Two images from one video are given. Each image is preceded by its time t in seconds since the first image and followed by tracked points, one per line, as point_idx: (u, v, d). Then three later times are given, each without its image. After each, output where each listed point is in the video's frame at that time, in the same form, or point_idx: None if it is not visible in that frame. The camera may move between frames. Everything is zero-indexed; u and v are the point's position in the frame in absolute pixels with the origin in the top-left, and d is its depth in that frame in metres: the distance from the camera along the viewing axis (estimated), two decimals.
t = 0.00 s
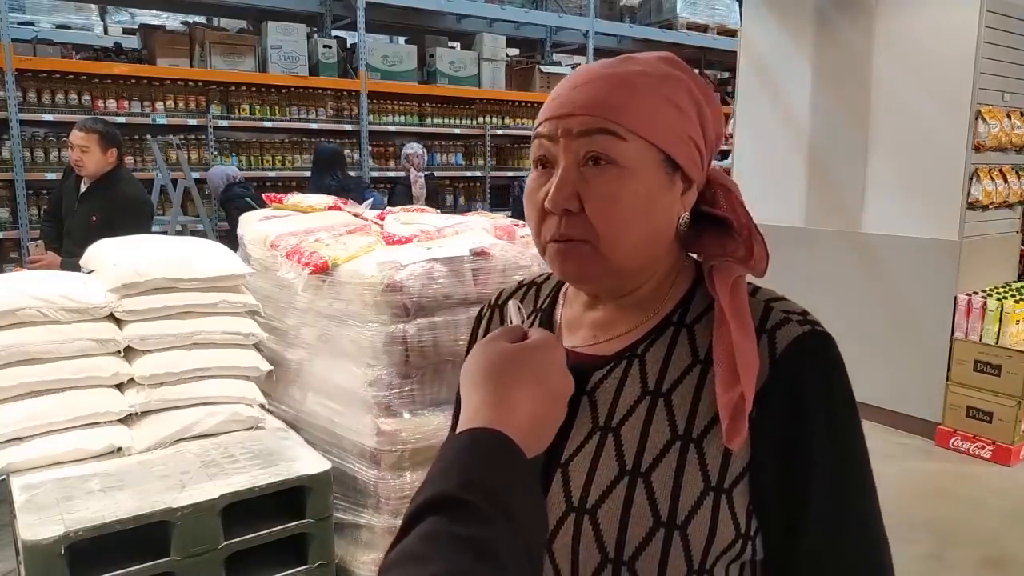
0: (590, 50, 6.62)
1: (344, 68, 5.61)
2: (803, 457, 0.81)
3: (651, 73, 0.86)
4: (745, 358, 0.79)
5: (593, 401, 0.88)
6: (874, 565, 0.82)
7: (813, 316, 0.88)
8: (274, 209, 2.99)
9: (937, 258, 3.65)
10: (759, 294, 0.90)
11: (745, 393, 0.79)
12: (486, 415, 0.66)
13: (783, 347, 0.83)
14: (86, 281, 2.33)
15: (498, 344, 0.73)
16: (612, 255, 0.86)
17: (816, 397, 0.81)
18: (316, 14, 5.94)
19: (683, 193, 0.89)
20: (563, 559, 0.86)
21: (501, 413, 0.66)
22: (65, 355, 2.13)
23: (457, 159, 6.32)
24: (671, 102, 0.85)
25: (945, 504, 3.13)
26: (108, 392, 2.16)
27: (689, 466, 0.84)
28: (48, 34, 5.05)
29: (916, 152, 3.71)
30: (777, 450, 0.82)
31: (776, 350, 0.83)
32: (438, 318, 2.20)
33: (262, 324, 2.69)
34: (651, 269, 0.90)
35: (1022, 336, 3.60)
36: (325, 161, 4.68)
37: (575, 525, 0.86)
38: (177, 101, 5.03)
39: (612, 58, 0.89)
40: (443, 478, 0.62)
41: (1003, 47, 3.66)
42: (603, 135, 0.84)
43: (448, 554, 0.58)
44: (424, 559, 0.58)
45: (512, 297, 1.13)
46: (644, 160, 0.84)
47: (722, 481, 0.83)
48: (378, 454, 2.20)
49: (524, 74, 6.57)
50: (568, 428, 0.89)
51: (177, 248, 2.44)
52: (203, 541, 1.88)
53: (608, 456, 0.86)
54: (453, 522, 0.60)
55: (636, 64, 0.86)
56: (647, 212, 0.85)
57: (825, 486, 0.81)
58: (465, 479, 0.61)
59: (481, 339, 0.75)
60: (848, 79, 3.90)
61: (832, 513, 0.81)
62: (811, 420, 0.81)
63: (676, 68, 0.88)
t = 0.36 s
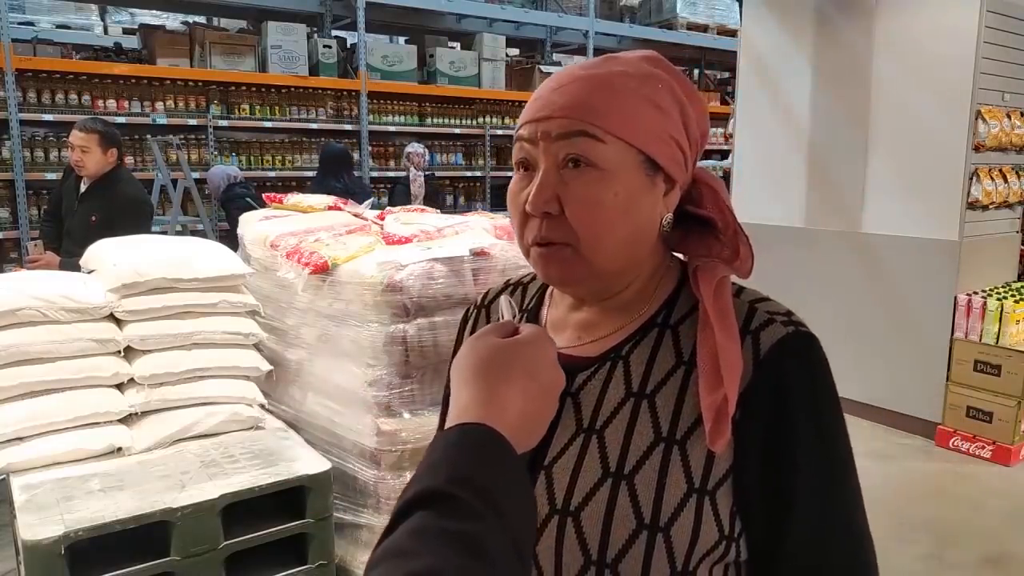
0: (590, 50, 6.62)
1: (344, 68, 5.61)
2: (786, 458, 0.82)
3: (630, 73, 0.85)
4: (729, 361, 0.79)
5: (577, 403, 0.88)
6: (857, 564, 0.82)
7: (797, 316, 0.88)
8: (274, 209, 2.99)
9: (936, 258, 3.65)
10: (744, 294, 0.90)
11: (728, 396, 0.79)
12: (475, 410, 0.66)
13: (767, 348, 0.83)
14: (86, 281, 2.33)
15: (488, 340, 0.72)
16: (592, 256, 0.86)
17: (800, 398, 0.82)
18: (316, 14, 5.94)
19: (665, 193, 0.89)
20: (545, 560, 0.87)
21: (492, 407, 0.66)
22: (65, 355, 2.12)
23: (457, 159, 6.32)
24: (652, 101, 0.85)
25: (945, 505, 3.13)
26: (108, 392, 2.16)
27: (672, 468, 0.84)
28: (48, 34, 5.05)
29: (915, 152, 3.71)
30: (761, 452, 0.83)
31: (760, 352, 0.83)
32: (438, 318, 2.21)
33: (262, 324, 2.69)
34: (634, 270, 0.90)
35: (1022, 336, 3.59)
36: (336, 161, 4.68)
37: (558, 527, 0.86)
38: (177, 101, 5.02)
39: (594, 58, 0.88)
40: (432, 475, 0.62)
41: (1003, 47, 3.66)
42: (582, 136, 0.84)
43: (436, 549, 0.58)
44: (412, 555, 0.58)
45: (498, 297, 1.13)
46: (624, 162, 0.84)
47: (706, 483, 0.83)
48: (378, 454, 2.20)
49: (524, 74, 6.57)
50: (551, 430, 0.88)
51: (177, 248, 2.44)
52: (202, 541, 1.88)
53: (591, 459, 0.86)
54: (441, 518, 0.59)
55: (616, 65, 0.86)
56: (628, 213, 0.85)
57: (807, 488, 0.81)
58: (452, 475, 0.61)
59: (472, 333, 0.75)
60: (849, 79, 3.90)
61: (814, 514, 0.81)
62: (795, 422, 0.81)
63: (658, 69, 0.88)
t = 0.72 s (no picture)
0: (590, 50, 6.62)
1: (344, 68, 5.61)
2: (768, 461, 0.81)
3: (577, 79, 0.82)
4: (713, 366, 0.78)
5: (560, 405, 0.89)
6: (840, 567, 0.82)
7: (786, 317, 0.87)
8: (274, 209, 2.98)
9: (936, 258, 3.65)
10: (732, 294, 0.89)
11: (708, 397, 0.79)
12: (470, 416, 0.66)
13: (751, 350, 0.82)
14: (86, 281, 2.33)
15: (484, 346, 0.73)
16: (536, 266, 0.86)
17: (783, 400, 0.81)
18: (316, 14, 5.94)
19: (618, 201, 0.84)
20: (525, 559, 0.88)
21: (485, 414, 0.67)
22: (65, 355, 2.13)
23: (457, 159, 6.32)
24: (597, 109, 0.81)
25: (946, 505, 3.13)
26: (108, 392, 2.16)
27: (652, 471, 0.84)
28: (48, 34, 5.06)
29: (915, 152, 3.71)
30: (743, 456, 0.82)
31: (744, 354, 0.82)
32: (438, 318, 2.21)
33: (262, 323, 2.69)
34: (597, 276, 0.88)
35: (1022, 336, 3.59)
36: (340, 163, 4.67)
37: (537, 529, 0.87)
38: (177, 101, 5.02)
39: (565, 60, 0.86)
40: (428, 477, 0.62)
41: (1003, 47, 3.66)
42: (520, 146, 0.83)
43: (433, 552, 0.58)
44: (408, 557, 0.58)
45: (496, 294, 1.13)
46: (560, 172, 0.82)
47: (686, 487, 0.84)
48: (378, 454, 2.20)
49: (524, 74, 6.57)
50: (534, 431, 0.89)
51: (177, 248, 2.44)
52: (203, 541, 1.88)
53: (572, 461, 0.87)
54: (438, 521, 0.59)
55: (568, 71, 0.83)
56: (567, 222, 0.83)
57: (789, 491, 0.81)
58: (448, 479, 0.61)
59: (468, 338, 0.75)
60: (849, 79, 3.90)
61: (795, 517, 0.81)
62: (778, 424, 0.81)
63: (622, 70, 0.82)
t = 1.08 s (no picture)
0: (590, 50, 6.61)
1: (344, 68, 5.60)
2: (771, 493, 0.73)
3: (584, 81, 0.79)
4: (716, 391, 0.71)
5: (566, 413, 0.89)
6: None
7: (818, 345, 0.77)
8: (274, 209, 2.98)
9: (936, 259, 3.65)
10: (758, 316, 0.80)
11: (705, 429, 0.71)
12: (466, 418, 0.67)
13: (764, 379, 0.74)
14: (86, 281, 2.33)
15: (479, 350, 0.74)
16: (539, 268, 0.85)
17: (793, 428, 0.72)
18: (316, 14, 5.94)
19: (616, 207, 0.80)
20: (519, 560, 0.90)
21: (481, 417, 0.67)
22: (65, 355, 2.12)
23: (457, 159, 6.32)
24: (595, 111, 0.77)
25: (945, 504, 3.13)
26: (108, 391, 2.16)
27: (645, 494, 0.81)
28: (48, 34, 5.06)
29: (915, 152, 3.71)
30: (745, 486, 0.74)
31: (756, 382, 0.74)
32: (438, 318, 2.20)
33: (262, 323, 2.69)
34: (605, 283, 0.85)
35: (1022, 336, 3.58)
36: (340, 165, 4.67)
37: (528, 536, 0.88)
38: (177, 101, 5.02)
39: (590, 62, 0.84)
40: (425, 480, 0.62)
41: (1003, 46, 3.66)
42: (527, 149, 0.83)
43: (431, 552, 0.58)
44: (405, 557, 0.58)
45: (541, 294, 1.15)
46: (558, 175, 0.81)
47: (681, 517, 0.79)
48: (378, 454, 2.20)
49: (524, 74, 6.57)
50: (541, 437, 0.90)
51: (177, 248, 2.43)
52: (203, 541, 1.88)
53: (568, 472, 0.86)
54: (436, 522, 0.60)
55: (579, 73, 0.81)
56: (560, 225, 0.81)
57: (795, 538, 0.72)
58: (445, 481, 0.61)
59: (463, 346, 0.77)
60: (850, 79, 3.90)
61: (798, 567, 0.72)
62: (786, 460, 0.72)
63: (634, 72, 0.77)
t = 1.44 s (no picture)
0: (590, 50, 6.60)
1: (344, 68, 5.60)
2: (776, 536, 0.66)
3: (630, 82, 0.79)
4: (727, 419, 0.69)
5: (592, 423, 0.90)
6: None
7: (859, 378, 0.69)
8: (274, 209, 2.98)
9: (938, 259, 3.65)
10: (801, 338, 0.73)
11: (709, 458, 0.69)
12: (479, 420, 0.67)
13: (784, 411, 0.67)
14: (86, 281, 2.33)
15: (494, 351, 0.74)
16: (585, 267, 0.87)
17: (807, 466, 0.65)
18: (316, 14, 5.94)
19: (651, 211, 0.80)
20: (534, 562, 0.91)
21: (493, 418, 0.67)
22: (65, 355, 2.13)
23: (457, 159, 6.32)
24: (635, 114, 0.77)
25: (945, 504, 3.13)
26: (108, 391, 2.16)
27: (648, 518, 0.78)
28: (48, 34, 5.06)
29: (915, 153, 3.71)
30: (749, 523, 0.68)
31: (775, 414, 0.68)
32: (438, 318, 2.20)
33: (262, 323, 2.70)
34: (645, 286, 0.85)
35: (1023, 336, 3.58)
36: (339, 164, 4.67)
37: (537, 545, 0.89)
38: (177, 101, 5.03)
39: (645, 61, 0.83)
40: (439, 481, 0.62)
41: (1003, 46, 3.66)
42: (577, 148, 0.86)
43: (444, 551, 0.57)
44: (419, 557, 0.57)
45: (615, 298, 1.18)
46: (597, 177, 0.82)
47: (681, 548, 0.75)
48: (378, 454, 2.20)
49: (524, 74, 6.56)
50: (567, 445, 0.92)
51: (178, 248, 2.43)
52: (203, 541, 1.88)
53: (578, 484, 0.86)
54: (448, 522, 0.59)
55: (629, 72, 0.81)
56: (596, 225, 0.83)
57: None
58: (461, 482, 0.61)
59: (476, 346, 0.77)
60: (851, 79, 3.90)
61: None
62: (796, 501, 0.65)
63: (679, 72, 0.76)
